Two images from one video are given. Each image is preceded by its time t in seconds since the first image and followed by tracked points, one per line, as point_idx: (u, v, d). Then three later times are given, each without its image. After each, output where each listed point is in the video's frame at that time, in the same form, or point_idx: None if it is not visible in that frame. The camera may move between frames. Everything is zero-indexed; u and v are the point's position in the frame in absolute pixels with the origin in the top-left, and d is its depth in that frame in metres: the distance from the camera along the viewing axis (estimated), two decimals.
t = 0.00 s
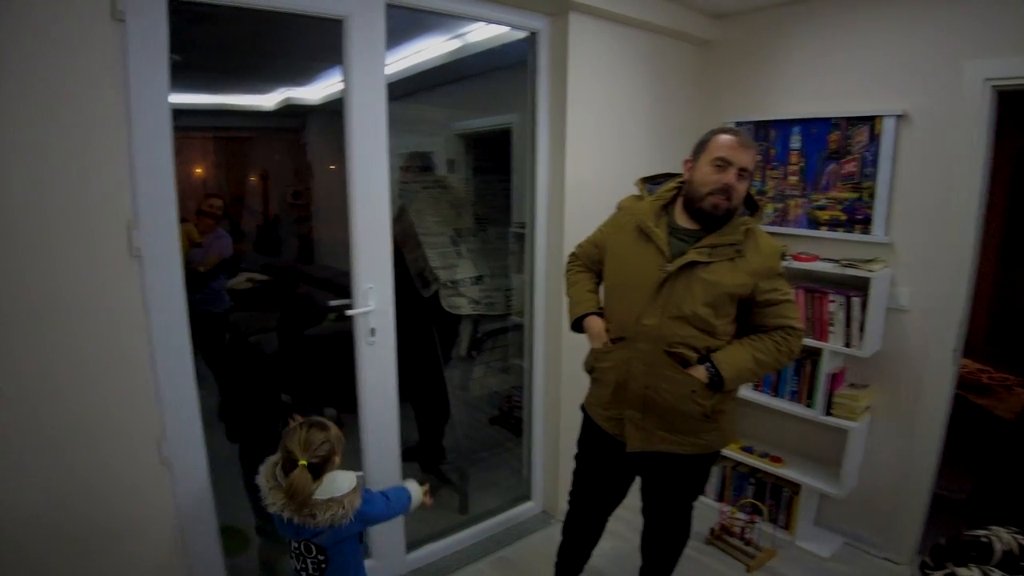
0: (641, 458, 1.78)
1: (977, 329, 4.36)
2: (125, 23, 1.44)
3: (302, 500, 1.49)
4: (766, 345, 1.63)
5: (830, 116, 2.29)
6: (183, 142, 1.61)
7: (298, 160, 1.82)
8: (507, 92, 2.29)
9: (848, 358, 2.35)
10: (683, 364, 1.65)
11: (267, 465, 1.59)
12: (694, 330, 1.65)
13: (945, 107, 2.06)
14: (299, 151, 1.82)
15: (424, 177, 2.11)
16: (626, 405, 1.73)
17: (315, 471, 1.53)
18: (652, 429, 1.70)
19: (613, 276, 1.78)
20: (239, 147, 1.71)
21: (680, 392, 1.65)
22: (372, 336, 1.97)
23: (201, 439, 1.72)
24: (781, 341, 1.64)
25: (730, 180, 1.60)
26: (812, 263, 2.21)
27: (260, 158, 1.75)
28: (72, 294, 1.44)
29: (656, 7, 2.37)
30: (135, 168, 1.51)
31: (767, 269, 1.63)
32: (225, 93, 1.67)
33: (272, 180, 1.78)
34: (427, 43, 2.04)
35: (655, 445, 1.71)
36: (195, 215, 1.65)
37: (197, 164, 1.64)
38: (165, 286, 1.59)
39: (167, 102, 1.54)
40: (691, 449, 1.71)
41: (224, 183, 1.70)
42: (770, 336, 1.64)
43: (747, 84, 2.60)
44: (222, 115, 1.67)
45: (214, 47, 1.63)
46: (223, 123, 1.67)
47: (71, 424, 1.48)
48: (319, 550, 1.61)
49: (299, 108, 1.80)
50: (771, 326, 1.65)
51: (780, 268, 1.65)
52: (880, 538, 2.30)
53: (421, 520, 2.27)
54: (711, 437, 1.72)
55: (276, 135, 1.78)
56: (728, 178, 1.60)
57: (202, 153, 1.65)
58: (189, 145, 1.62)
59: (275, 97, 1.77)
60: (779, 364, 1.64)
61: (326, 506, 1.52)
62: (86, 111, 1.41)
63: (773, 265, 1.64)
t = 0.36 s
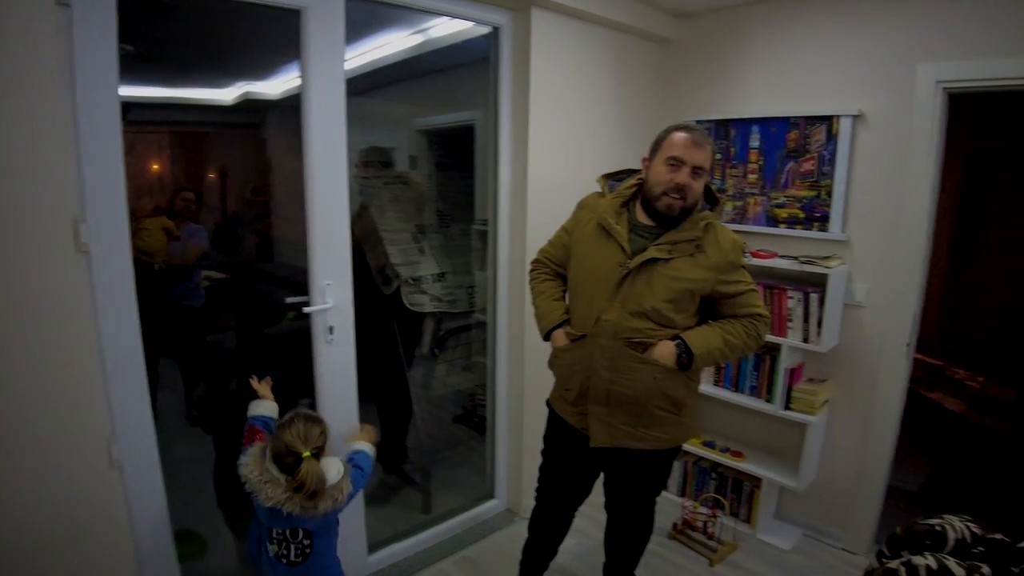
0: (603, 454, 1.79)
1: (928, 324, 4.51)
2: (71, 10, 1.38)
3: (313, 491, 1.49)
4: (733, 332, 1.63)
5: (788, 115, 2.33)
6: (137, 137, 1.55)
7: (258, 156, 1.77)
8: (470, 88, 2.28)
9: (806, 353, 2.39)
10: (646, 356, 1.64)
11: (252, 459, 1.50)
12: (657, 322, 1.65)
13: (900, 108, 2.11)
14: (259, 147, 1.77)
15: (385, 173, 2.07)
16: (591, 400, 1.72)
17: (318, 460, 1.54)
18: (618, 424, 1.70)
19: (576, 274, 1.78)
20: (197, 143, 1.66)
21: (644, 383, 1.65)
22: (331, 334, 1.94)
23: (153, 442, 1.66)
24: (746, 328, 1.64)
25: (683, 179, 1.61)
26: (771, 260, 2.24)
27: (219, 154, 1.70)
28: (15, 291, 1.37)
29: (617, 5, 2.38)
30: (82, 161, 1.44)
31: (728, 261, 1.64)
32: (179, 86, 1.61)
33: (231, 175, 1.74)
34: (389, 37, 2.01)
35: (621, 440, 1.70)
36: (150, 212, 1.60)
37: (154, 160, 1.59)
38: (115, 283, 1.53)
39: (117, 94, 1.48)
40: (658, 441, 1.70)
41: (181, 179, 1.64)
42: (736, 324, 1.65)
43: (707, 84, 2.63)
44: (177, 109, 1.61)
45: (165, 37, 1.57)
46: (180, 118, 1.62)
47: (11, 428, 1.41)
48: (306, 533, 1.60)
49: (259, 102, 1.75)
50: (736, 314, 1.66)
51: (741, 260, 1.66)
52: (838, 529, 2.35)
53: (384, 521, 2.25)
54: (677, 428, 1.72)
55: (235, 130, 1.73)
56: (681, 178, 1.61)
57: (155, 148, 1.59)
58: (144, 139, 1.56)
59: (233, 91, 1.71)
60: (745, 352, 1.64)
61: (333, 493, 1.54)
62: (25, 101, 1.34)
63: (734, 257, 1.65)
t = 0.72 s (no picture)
0: (581, 450, 1.80)
1: (900, 321, 4.60)
2: None
3: (349, 456, 1.67)
4: (713, 327, 1.65)
5: (765, 114, 2.35)
6: (109, 130, 1.52)
7: (231, 151, 1.75)
8: (448, 84, 2.27)
9: (782, 349, 2.42)
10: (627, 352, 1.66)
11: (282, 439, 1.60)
12: (638, 318, 1.66)
13: (873, 107, 2.14)
14: (232, 142, 1.74)
15: (361, 168, 2.06)
16: (571, 395, 1.73)
17: (343, 430, 1.71)
18: (598, 420, 1.71)
19: (555, 271, 1.78)
20: (167, 137, 1.63)
21: (624, 379, 1.67)
22: (307, 331, 1.92)
23: (125, 441, 1.63)
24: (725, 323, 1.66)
25: (651, 177, 1.61)
26: (748, 257, 2.27)
27: (190, 148, 1.67)
28: None
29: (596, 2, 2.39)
30: (49, 153, 1.41)
31: (707, 258, 1.66)
32: (149, 79, 1.57)
33: (204, 170, 1.71)
34: (367, 31, 1.99)
35: (602, 435, 1.71)
36: (122, 208, 1.57)
37: (124, 155, 1.55)
38: (86, 279, 1.49)
39: (86, 85, 1.44)
40: (637, 437, 1.71)
41: (153, 175, 1.61)
42: (716, 319, 1.67)
43: (685, 81, 2.65)
44: (147, 102, 1.58)
45: (135, 26, 1.54)
46: (150, 111, 1.58)
47: None
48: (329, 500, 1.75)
49: (232, 96, 1.73)
50: (715, 309, 1.68)
51: (719, 256, 1.68)
52: (814, 522, 2.38)
53: (362, 520, 2.23)
54: (656, 424, 1.73)
55: (207, 125, 1.70)
56: (647, 176, 1.61)
57: (126, 142, 1.55)
58: (115, 133, 1.53)
59: (206, 85, 1.68)
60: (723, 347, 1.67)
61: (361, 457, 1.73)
62: None
63: (713, 253, 1.66)
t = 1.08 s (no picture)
0: (563, 448, 1.81)
1: (880, 319, 4.66)
2: None
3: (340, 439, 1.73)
4: (698, 320, 1.65)
5: (747, 113, 2.37)
6: (88, 127, 1.50)
7: (212, 148, 1.74)
8: (431, 82, 2.27)
9: (764, 346, 2.44)
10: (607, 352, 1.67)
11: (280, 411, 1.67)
12: (619, 317, 1.67)
13: (853, 107, 2.17)
14: (213, 139, 1.73)
15: (343, 166, 2.05)
16: (552, 396, 1.74)
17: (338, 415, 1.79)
18: (580, 420, 1.72)
19: (535, 274, 1.79)
20: (147, 133, 1.61)
21: (606, 378, 1.68)
22: (290, 331, 1.91)
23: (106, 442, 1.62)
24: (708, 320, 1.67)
25: (594, 182, 1.63)
26: (730, 256, 2.29)
27: (171, 144, 1.66)
28: None
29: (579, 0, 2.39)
30: (25, 149, 1.39)
31: (686, 255, 1.66)
32: (129, 75, 1.56)
33: (184, 168, 1.69)
34: (349, 28, 1.97)
35: (585, 435, 1.72)
36: (101, 205, 1.55)
37: (104, 151, 1.53)
38: (66, 278, 1.48)
39: (65, 80, 1.42)
40: (621, 436, 1.72)
41: (132, 173, 1.59)
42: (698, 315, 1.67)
43: (667, 81, 2.66)
44: (127, 98, 1.56)
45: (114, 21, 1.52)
46: (130, 107, 1.57)
47: None
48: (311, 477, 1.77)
49: (213, 93, 1.72)
50: (698, 304, 1.68)
51: (699, 252, 1.69)
52: (796, 518, 2.41)
53: (345, 520, 2.22)
54: (639, 423, 1.74)
55: (188, 121, 1.68)
56: (590, 182, 1.64)
57: (104, 139, 1.53)
58: (95, 130, 1.52)
59: (186, 81, 1.67)
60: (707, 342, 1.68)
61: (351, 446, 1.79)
62: None
63: (692, 250, 1.67)
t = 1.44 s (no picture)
0: (554, 447, 1.81)
1: (869, 316, 4.70)
2: None
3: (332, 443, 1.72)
4: (680, 314, 1.65)
5: (737, 112, 2.38)
6: (74, 124, 1.49)
7: (199, 147, 1.72)
8: (422, 80, 2.26)
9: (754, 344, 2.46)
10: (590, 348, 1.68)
11: (276, 405, 1.66)
12: (599, 312, 1.67)
13: (842, 105, 2.18)
14: (200, 137, 1.72)
15: (333, 164, 2.05)
16: (536, 394, 1.74)
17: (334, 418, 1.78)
18: (564, 418, 1.72)
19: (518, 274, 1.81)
20: (133, 132, 1.60)
21: (589, 375, 1.68)
22: (281, 331, 1.91)
23: (95, 442, 1.61)
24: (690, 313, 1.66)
25: (558, 181, 1.64)
26: (721, 254, 2.29)
27: (158, 143, 1.64)
28: None
29: None
30: (11, 148, 1.37)
31: (664, 247, 1.67)
32: (115, 72, 1.54)
33: (172, 166, 1.68)
34: (338, 26, 1.97)
35: (569, 433, 1.72)
36: (87, 204, 1.54)
37: (89, 150, 1.52)
38: (53, 278, 1.47)
39: (51, 78, 1.41)
40: (605, 434, 1.72)
41: (119, 171, 1.58)
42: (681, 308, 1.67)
43: (657, 80, 2.67)
44: (112, 96, 1.55)
45: (100, 18, 1.51)
46: (116, 105, 1.56)
47: None
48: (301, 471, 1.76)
49: (200, 90, 1.70)
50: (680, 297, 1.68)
51: (678, 244, 1.68)
52: (786, 514, 2.43)
53: (337, 519, 2.22)
54: (624, 420, 1.74)
55: (175, 119, 1.67)
56: (554, 181, 1.65)
57: (91, 137, 1.52)
58: (81, 128, 1.50)
59: (173, 79, 1.65)
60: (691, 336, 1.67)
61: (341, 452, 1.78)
62: None
63: (671, 242, 1.67)
